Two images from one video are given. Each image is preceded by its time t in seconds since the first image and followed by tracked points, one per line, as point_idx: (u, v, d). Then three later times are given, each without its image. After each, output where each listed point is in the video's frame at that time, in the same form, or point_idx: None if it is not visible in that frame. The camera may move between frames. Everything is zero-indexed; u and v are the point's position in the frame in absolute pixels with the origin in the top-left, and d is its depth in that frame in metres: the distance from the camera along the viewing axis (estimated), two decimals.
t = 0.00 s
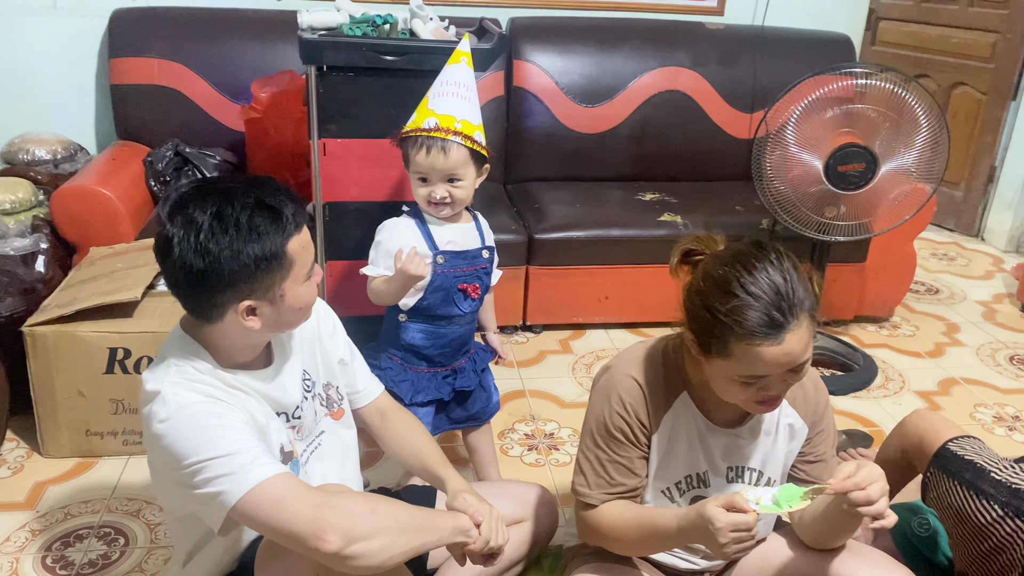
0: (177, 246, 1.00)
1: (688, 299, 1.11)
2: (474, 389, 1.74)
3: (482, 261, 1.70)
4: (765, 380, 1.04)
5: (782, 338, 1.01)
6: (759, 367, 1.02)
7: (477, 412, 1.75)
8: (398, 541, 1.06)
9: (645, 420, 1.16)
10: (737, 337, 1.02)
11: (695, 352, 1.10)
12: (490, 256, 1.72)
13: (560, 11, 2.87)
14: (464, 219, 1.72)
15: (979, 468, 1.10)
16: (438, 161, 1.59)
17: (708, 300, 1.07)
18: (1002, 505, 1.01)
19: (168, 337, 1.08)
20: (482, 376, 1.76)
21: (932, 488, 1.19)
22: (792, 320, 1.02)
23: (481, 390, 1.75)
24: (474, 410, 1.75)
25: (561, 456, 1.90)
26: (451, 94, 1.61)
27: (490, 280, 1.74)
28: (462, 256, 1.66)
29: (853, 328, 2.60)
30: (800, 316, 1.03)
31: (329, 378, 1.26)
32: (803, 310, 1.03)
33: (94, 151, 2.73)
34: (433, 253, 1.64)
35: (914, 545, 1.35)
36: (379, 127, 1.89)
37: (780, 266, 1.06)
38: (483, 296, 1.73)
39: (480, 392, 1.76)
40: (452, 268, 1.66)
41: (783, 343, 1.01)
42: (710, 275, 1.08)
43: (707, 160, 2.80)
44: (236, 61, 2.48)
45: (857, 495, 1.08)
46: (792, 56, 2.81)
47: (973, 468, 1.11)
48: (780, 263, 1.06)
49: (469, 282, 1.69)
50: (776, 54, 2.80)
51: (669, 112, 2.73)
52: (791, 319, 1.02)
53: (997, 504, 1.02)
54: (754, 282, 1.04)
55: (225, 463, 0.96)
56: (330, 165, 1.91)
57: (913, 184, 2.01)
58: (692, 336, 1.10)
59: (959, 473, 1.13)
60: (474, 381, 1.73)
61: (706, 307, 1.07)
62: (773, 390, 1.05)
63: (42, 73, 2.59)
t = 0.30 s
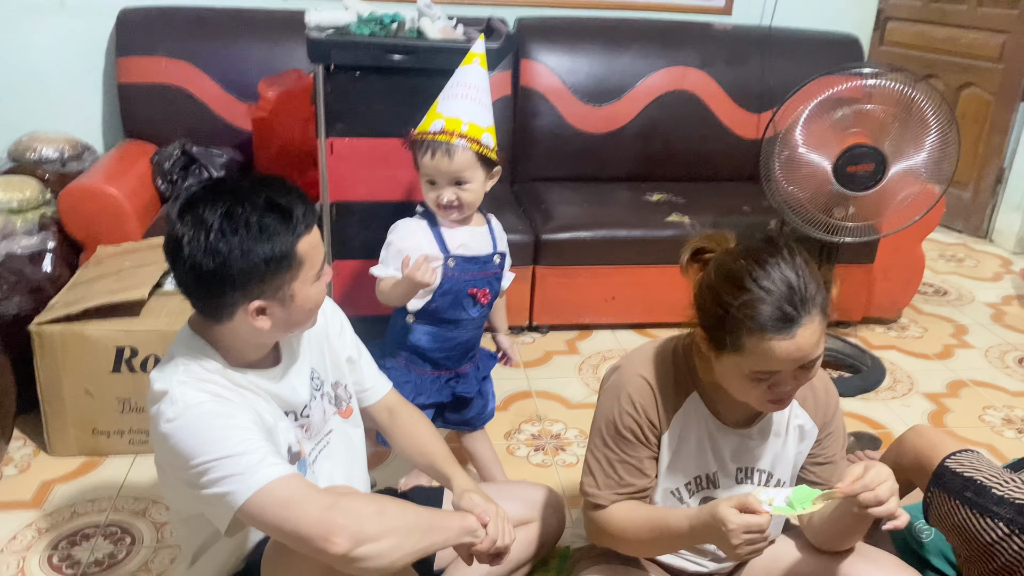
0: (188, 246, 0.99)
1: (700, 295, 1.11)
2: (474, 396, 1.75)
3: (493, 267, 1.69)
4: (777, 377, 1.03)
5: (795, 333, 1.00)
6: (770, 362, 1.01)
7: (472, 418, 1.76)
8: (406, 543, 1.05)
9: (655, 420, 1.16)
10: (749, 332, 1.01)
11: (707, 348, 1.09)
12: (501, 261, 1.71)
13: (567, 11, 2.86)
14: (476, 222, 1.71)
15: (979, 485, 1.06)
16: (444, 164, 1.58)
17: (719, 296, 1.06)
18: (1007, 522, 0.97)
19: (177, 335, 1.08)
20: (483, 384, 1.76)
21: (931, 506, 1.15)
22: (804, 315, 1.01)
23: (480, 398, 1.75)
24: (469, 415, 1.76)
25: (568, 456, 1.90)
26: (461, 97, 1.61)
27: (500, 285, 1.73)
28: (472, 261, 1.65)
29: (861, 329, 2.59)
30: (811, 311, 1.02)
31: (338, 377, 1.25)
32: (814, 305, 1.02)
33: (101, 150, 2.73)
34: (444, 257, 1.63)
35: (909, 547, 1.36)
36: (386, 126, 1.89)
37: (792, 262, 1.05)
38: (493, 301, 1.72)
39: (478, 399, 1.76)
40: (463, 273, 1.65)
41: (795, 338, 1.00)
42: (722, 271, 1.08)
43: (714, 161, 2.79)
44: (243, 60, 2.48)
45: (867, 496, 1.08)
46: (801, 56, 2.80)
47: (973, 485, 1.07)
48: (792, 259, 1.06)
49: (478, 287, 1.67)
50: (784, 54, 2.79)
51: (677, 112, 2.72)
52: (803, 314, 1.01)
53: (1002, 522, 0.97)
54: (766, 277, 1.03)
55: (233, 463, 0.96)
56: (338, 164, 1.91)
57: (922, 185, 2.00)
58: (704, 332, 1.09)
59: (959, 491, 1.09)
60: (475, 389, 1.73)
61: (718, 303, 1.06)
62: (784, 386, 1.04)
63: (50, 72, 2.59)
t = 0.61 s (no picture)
0: (197, 243, 0.99)
1: (702, 292, 1.10)
2: (472, 400, 1.74)
3: (494, 270, 1.69)
4: (778, 373, 1.02)
5: (795, 328, 0.99)
6: (771, 359, 1.01)
7: (471, 422, 1.75)
8: (410, 541, 1.05)
9: (658, 420, 1.15)
10: (750, 328, 1.01)
11: (709, 345, 1.08)
12: (503, 265, 1.70)
13: (573, 11, 2.86)
14: (479, 225, 1.69)
15: (984, 489, 1.07)
16: (444, 166, 1.57)
17: (720, 292, 1.05)
18: (1009, 526, 0.97)
19: (181, 334, 1.08)
20: (482, 388, 1.76)
21: (937, 509, 1.15)
22: (804, 311, 1.00)
23: (479, 401, 1.75)
24: (469, 419, 1.75)
25: (571, 457, 1.89)
26: (467, 99, 1.61)
27: (501, 289, 1.72)
28: (472, 264, 1.65)
29: (866, 331, 2.58)
30: (812, 308, 1.01)
31: (340, 378, 1.25)
32: (815, 302, 1.02)
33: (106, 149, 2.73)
34: (444, 259, 1.63)
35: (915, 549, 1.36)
36: (391, 126, 1.89)
37: (793, 259, 1.05)
38: (492, 306, 1.71)
39: (477, 403, 1.75)
40: (462, 275, 1.65)
41: (796, 334, 0.99)
42: (723, 267, 1.07)
43: (719, 161, 2.78)
44: (249, 59, 2.48)
45: (870, 497, 1.06)
46: (807, 56, 2.79)
47: (978, 488, 1.07)
48: (794, 256, 1.05)
49: (478, 291, 1.67)
50: (790, 54, 2.78)
51: (682, 112, 2.71)
52: (804, 310, 1.00)
53: (1004, 526, 0.98)
54: (767, 273, 1.03)
55: (236, 462, 0.96)
56: (342, 163, 1.91)
57: (929, 186, 1.99)
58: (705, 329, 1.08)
59: (963, 495, 1.09)
60: (474, 392, 1.73)
61: (718, 299, 1.05)
62: (786, 383, 1.03)
63: (56, 71, 2.59)
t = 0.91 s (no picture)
0: (201, 245, 0.98)
1: (707, 295, 1.09)
2: (478, 404, 1.72)
3: (499, 274, 1.68)
4: (784, 377, 1.02)
5: (801, 332, 0.99)
6: (776, 362, 1.00)
7: (477, 426, 1.74)
8: (415, 545, 1.05)
9: (663, 423, 1.14)
10: (755, 331, 1.00)
11: (714, 349, 1.07)
12: (509, 269, 1.69)
13: (578, 13, 2.86)
14: (483, 228, 1.67)
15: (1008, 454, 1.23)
16: (439, 173, 1.56)
17: (725, 295, 1.05)
18: None
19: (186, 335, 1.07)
20: (489, 393, 1.74)
21: (957, 479, 1.30)
22: (810, 314, 1.00)
23: (484, 405, 1.73)
24: (474, 424, 1.73)
25: (576, 460, 1.88)
26: (459, 104, 1.59)
27: (507, 293, 1.71)
28: (476, 267, 1.64)
29: (873, 335, 2.56)
30: (818, 311, 1.00)
31: (343, 381, 1.25)
32: (821, 305, 1.01)
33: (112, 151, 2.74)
34: (447, 263, 1.62)
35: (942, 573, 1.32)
36: (396, 128, 1.89)
37: (798, 262, 1.04)
38: (498, 310, 1.70)
39: (483, 407, 1.73)
40: (466, 279, 1.64)
41: (801, 337, 0.99)
42: (728, 270, 1.07)
43: (724, 164, 2.78)
44: (255, 61, 2.49)
45: (874, 501, 1.05)
46: (813, 59, 2.78)
47: (1003, 456, 1.23)
48: (798, 259, 1.04)
49: (482, 294, 1.66)
50: (797, 58, 2.77)
51: (688, 115, 2.71)
52: (809, 313, 1.00)
53: None
54: (772, 276, 1.02)
55: (240, 466, 0.95)
56: (347, 165, 1.91)
57: (936, 189, 1.98)
58: (711, 333, 1.08)
59: (987, 461, 1.25)
60: (479, 397, 1.71)
61: (723, 302, 1.05)
62: (792, 387, 1.02)
63: (63, 73, 2.60)
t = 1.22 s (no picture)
0: (219, 247, 0.98)
1: (710, 296, 1.09)
2: (491, 409, 1.69)
3: (512, 276, 1.65)
4: (788, 378, 1.01)
5: (805, 332, 0.98)
6: (780, 363, 1.00)
7: (489, 431, 1.71)
8: (412, 554, 1.05)
9: (667, 425, 1.14)
10: (758, 332, 1.00)
11: (718, 351, 1.07)
12: (522, 271, 1.66)
13: (583, 15, 2.86)
14: (496, 229, 1.65)
15: None
16: (441, 181, 1.56)
17: (728, 296, 1.04)
18: None
19: (197, 334, 1.08)
20: (503, 399, 1.70)
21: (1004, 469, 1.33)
22: (814, 315, 0.99)
23: (497, 410, 1.70)
24: (486, 428, 1.71)
25: (580, 463, 1.88)
26: (455, 111, 1.59)
27: (522, 297, 1.68)
28: (487, 269, 1.62)
29: (878, 337, 2.56)
30: (821, 312, 1.00)
31: (353, 390, 1.24)
32: (824, 306, 1.01)
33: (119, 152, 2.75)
34: (457, 264, 1.61)
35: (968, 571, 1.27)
36: (400, 130, 1.89)
37: (802, 263, 1.04)
38: (511, 313, 1.67)
39: (497, 412, 1.70)
40: (477, 280, 1.62)
41: (805, 338, 0.98)
42: (731, 272, 1.06)
43: (730, 166, 2.77)
44: (260, 62, 2.49)
45: (875, 498, 1.05)
46: (819, 62, 2.78)
47: None
48: (801, 260, 1.04)
49: (493, 297, 1.64)
50: (802, 60, 2.77)
51: (692, 117, 2.71)
52: (813, 314, 0.99)
53: None
54: (775, 276, 1.02)
55: (242, 466, 0.95)
56: (352, 167, 1.91)
57: (942, 192, 1.97)
58: (714, 334, 1.07)
59: None
60: (492, 401, 1.67)
61: (726, 303, 1.04)
62: (796, 388, 1.02)
63: (70, 74, 2.61)
